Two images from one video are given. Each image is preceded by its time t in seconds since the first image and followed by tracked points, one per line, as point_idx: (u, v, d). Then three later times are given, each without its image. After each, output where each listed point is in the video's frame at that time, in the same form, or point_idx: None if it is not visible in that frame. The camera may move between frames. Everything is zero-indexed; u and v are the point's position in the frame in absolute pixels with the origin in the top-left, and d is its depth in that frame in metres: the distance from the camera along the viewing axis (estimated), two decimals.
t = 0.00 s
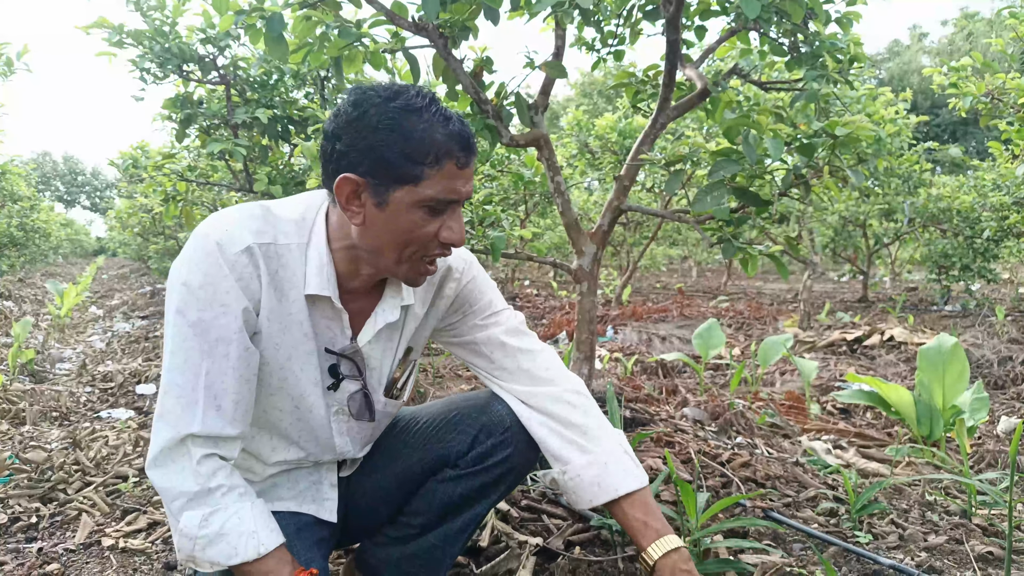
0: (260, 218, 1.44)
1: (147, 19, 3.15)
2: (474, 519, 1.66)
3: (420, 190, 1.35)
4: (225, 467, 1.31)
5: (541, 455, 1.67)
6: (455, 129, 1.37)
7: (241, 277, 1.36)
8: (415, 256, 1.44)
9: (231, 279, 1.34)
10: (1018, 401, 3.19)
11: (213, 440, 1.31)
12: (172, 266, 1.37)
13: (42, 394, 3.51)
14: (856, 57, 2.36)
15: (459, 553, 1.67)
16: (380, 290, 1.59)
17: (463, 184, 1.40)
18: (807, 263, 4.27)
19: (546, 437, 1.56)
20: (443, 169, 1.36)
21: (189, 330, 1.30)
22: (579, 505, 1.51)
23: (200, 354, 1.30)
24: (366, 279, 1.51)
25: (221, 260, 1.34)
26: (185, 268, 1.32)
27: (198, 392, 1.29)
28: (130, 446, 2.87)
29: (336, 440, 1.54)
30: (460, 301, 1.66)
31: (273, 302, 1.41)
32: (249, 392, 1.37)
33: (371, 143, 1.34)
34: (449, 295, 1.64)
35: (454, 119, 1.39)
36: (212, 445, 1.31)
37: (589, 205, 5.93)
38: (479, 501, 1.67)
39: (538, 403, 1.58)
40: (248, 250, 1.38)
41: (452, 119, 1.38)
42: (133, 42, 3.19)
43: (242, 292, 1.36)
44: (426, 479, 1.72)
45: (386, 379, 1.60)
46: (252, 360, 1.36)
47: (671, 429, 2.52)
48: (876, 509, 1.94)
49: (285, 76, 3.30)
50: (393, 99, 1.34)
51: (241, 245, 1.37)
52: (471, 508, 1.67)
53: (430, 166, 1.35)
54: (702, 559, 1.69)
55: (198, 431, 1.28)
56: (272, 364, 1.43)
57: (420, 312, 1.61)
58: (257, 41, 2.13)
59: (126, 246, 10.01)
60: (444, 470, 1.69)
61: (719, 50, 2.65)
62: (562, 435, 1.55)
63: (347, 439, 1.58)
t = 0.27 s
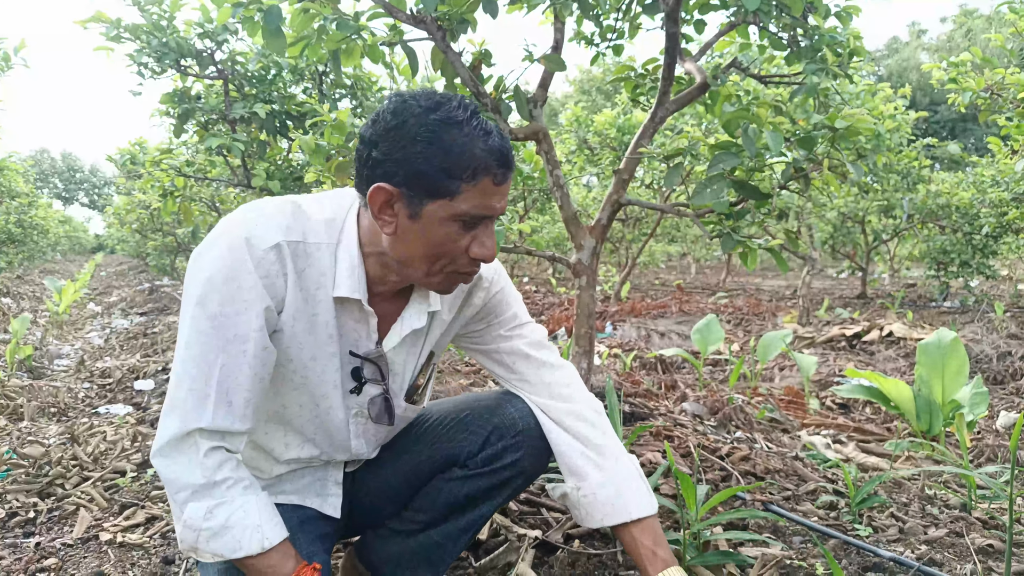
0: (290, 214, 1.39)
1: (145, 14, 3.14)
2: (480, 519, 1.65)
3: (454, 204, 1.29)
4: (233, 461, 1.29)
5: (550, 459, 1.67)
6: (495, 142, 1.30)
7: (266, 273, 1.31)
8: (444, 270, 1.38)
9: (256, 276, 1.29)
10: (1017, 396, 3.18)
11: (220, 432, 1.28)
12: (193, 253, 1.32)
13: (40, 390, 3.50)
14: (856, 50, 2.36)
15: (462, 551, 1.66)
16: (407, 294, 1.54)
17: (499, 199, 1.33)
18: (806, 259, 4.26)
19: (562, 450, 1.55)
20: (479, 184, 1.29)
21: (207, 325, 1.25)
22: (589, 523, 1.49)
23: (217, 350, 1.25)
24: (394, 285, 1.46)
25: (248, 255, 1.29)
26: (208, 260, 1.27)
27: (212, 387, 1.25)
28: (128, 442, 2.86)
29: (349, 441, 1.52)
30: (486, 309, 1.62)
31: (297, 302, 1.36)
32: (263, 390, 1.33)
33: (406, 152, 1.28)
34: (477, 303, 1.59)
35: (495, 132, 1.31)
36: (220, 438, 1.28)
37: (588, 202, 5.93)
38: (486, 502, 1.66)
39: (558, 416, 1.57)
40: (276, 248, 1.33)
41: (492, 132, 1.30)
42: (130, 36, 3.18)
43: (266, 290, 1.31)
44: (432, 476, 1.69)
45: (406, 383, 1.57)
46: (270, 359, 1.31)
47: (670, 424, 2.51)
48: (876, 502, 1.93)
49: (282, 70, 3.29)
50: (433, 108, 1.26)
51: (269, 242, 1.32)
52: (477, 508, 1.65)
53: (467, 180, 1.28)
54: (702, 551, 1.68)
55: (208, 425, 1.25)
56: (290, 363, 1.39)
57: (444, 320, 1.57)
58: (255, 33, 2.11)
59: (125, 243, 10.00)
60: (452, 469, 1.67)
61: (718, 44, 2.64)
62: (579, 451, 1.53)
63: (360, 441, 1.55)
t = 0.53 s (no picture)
0: (293, 202, 1.37)
1: (140, 10, 3.13)
2: (475, 514, 1.62)
3: (457, 184, 1.27)
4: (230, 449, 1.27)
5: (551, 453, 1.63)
6: (498, 122, 1.28)
7: (266, 261, 1.29)
8: (450, 253, 1.35)
9: (256, 263, 1.27)
10: (1017, 391, 3.17)
11: (218, 419, 1.26)
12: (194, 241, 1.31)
13: (36, 388, 3.48)
14: (854, 41, 2.34)
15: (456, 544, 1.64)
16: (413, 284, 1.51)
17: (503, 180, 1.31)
18: (805, 256, 4.24)
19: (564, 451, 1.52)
20: (483, 163, 1.27)
21: (207, 312, 1.23)
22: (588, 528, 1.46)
23: (217, 338, 1.24)
24: (400, 273, 1.44)
25: (248, 242, 1.27)
26: (208, 247, 1.25)
27: (209, 374, 1.23)
28: (122, 438, 2.84)
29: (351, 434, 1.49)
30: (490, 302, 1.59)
31: (299, 291, 1.34)
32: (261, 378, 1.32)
33: (409, 133, 1.27)
34: (481, 295, 1.57)
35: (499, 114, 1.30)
36: (216, 426, 1.26)
37: (586, 200, 5.92)
38: (483, 498, 1.63)
39: (561, 417, 1.54)
40: (277, 235, 1.31)
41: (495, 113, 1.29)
42: (125, 33, 3.17)
43: (266, 278, 1.29)
44: (431, 469, 1.65)
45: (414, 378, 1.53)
46: (269, 347, 1.30)
47: (668, 418, 2.50)
48: (875, 494, 1.91)
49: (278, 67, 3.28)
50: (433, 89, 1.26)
51: (271, 228, 1.30)
52: (473, 503, 1.63)
53: (469, 159, 1.26)
54: (699, 541, 1.66)
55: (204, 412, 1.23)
56: (292, 352, 1.37)
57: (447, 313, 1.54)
58: (249, 26, 2.10)
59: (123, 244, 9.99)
60: (451, 462, 1.64)
61: (715, 38, 2.64)
62: (580, 454, 1.50)
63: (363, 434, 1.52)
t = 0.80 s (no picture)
0: (237, 170, 1.40)
1: (121, 1, 3.10)
2: (450, 489, 1.64)
3: (406, 117, 1.33)
4: (197, 425, 1.25)
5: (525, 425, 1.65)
6: (431, 57, 1.36)
7: (215, 227, 1.32)
8: (408, 191, 1.40)
9: (206, 229, 1.30)
10: (995, 381, 3.21)
11: (183, 396, 1.25)
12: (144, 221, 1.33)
13: (14, 383, 3.44)
14: (835, 31, 2.37)
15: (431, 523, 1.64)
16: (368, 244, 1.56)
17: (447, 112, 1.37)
18: (788, 250, 4.27)
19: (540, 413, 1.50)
20: (425, 94, 1.34)
21: (162, 283, 1.24)
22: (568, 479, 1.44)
23: (171, 308, 1.24)
24: (352, 228, 1.49)
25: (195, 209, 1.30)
26: (159, 221, 1.27)
27: (171, 346, 1.23)
28: (102, 431, 2.81)
29: (317, 401, 1.50)
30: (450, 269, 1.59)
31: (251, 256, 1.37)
32: (222, 347, 1.32)
33: (355, 77, 1.33)
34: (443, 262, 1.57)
35: (430, 49, 1.38)
36: (183, 403, 1.25)
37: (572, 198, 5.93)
38: (457, 473, 1.64)
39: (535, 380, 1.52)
40: (224, 200, 1.34)
41: (427, 48, 1.37)
42: (106, 24, 3.14)
43: (217, 244, 1.32)
44: (406, 446, 1.67)
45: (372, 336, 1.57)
46: (227, 313, 1.31)
47: (650, 406, 2.51)
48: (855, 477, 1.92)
49: (262, 59, 3.26)
50: (366, 31, 1.33)
51: (217, 194, 1.33)
52: (448, 478, 1.64)
53: (413, 92, 1.33)
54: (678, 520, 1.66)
55: (169, 386, 1.22)
56: (249, 320, 1.39)
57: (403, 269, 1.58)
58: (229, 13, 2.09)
59: (104, 242, 9.87)
60: (426, 437, 1.67)
61: (698, 29, 2.65)
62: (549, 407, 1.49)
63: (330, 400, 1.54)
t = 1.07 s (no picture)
0: (181, 157, 1.44)
1: None
2: (408, 470, 1.74)
3: (354, 86, 1.48)
4: (141, 417, 1.26)
5: (477, 399, 1.84)
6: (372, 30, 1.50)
7: (164, 215, 1.36)
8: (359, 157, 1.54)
9: (153, 217, 1.32)
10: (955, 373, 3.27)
11: (128, 387, 1.25)
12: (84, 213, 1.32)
13: None
14: (796, 26, 2.39)
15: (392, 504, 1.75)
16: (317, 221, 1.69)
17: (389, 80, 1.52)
18: (757, 246, 4.32)
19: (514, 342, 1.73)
20: (370, 64, 1.49)
21: (108, 274, 1.24)
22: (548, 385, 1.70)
23: (123, 296, 1.25)
24: (302, 204, 1.62)
25: (142, 197, 1.32)
26: (102, 210, 1.28)
27: (116, 337, 1.23)
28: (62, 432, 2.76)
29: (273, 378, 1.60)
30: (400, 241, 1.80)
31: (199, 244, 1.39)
32: (171, 337, 1.33)
33: (299, 56, 1.47)
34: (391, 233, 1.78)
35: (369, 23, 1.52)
36: (127, 394, 1.25)
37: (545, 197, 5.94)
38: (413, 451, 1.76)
39: (503, 311, 1.76)
40: (171, 187, 1.37)
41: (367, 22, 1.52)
42: (67, 19, 3.08)
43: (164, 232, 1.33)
44: (364, 429, 1.78)
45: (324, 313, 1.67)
46: (176, 303, 1.32)
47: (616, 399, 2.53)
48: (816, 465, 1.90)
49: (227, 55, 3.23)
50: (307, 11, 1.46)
51: (164, 181, 1.36)
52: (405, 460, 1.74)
53: (358, 63, 1.47)
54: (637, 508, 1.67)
55: (113, 377, 1.22)
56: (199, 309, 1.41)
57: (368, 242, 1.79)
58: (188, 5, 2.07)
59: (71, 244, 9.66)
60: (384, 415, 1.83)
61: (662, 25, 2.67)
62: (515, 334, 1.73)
63: (284, 378, 1.63)
